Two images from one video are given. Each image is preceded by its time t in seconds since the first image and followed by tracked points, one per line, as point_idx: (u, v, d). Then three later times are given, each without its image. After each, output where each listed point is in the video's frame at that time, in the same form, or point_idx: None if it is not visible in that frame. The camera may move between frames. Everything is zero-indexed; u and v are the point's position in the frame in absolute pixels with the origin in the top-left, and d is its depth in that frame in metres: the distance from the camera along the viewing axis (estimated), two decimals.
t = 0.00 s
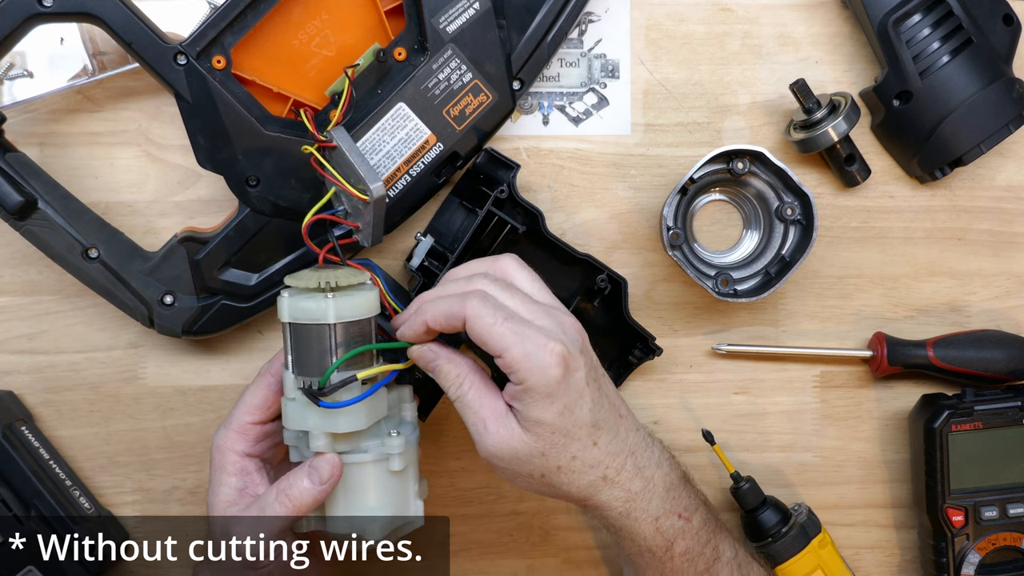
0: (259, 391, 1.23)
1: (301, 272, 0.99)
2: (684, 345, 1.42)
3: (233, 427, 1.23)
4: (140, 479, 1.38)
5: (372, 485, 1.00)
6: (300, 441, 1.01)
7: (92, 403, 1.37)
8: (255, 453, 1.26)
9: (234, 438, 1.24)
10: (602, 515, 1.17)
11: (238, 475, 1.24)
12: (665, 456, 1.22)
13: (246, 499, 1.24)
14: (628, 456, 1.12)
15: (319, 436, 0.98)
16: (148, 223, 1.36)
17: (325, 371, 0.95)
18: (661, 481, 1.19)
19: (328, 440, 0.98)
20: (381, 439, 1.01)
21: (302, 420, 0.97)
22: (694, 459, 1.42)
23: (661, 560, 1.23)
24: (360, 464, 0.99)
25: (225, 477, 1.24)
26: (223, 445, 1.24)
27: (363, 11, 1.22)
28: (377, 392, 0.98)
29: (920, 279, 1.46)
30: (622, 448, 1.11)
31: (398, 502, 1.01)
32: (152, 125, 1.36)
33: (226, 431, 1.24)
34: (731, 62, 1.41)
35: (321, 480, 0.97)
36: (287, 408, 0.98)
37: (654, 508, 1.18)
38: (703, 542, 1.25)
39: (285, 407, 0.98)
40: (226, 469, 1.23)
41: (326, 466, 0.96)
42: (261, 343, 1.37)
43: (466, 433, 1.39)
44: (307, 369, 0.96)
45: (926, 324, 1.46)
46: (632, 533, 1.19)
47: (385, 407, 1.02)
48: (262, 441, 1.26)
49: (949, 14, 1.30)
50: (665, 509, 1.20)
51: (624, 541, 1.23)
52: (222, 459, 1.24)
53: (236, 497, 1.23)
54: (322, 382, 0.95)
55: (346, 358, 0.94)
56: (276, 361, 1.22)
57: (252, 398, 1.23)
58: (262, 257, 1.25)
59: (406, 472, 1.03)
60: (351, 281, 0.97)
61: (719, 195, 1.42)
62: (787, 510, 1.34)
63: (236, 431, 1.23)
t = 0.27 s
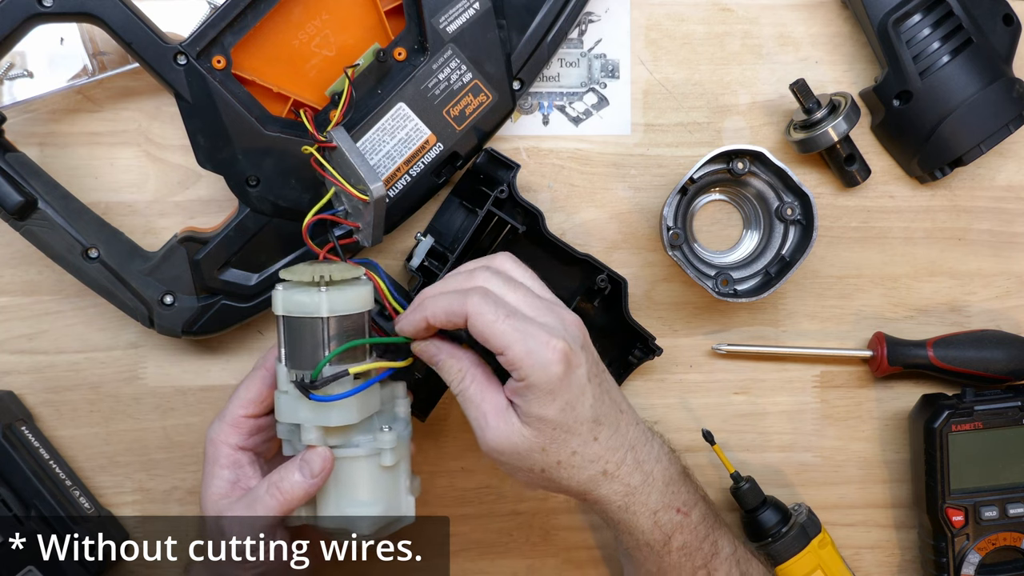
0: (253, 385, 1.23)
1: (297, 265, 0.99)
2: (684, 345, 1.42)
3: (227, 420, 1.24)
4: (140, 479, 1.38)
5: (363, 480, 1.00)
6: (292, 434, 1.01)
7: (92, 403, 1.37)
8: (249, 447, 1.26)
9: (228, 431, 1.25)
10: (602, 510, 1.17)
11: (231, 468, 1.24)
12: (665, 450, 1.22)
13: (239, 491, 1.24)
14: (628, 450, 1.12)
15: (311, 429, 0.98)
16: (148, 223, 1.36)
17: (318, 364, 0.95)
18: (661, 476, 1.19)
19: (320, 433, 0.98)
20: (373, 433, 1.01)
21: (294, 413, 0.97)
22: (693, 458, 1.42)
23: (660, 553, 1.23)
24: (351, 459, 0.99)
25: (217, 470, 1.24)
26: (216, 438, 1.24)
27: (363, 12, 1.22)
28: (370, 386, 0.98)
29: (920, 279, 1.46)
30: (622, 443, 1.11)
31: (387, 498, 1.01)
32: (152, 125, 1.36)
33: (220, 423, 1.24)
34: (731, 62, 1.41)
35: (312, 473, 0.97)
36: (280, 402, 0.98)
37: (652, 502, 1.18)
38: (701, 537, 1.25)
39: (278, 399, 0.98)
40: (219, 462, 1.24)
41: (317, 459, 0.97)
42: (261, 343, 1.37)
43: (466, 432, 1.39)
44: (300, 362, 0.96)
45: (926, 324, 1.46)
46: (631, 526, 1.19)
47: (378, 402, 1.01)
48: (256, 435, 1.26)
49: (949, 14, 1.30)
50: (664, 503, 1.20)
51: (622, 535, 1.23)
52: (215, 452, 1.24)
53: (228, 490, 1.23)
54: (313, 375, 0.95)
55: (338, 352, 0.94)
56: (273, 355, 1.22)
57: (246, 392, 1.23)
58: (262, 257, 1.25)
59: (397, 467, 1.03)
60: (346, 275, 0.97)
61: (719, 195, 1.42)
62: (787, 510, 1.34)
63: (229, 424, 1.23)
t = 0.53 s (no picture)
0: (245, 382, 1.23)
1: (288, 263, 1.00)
2: (684, 345, 1.42)
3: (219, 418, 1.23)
4: (140, 479, 1.38)
5: (360, 474, 1.00)
6: (287, 430, 1.00)
7: (92, 403, 1.37)
8: (243, 444, 1.26)
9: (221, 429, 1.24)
10: (593, 511, 1.17)
11: (226, 466, 1.24)
12: (658, 450, 1.21)
13: (235, 489, 1.23)
14: (617, 452, 1.12)
15: (309, 425, 0.97)
16: (148, 223, 1.36)
17: (313, 361, 0.95)
18: (652, 477, 1.18)
19: (316, 429, 0.97)
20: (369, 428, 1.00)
21: (290, 410, 0.96)
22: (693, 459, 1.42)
23: (651, 555, 1.23)
24: (348, 454, 0.99)
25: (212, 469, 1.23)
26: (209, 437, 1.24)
27: (363, 11, 1.22)
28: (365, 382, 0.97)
29: (920, 279, 1.46)
30: (611, 445, 1.10)
31: (384, 493, 1.01)
32: (152, 125, 1.36)
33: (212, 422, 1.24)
34: (731, 61, 1.41)
35: (308, 468, 0.97)
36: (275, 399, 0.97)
37: (643, 503, 1.18)
38: (694, 537, 1.25)
39: (273, 396, 0.98)
40: (213, 460, 1.23)
41: (314, 455, 0.96)
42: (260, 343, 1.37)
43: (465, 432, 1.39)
44: (295, 359, 0.96)
45: (926, 324, 1.46)
46: (623, 528, 1.19)
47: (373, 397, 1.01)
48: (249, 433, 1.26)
49: (949, 14, 1.30)
50: (654, 504, 1.19)
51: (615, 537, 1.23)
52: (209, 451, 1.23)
53: (223, 488, 1.23)
54: (309, 371, 0.94)
55: (334, 350, 0.94)
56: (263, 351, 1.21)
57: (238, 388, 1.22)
58: (263, 257, 1.25)
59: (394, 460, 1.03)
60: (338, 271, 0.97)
61: (719, 195, 1.42)
62: (787, 510, 1.34)
63: (223, 421, 1.23)
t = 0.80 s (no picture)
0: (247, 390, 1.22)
1: (292, 270, 0.98)
2: (684, 345, 1.42)
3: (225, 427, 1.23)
4: (140, 479, 1.39)
5: (377, 471, 1.01)
6: (297, 435, 1.02)
7: (92, 403, 1.37)
8: (249, 450, 1.25)
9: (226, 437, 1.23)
10: (598, 505, 1.17)
11: (236, 473, 1.23)
12: (665, 445, 1.21)
13: (246, 497, 1.22)
14: (622, 445, 1.11)
15: (327, 430, 0.97)
16: (148, 223, 1.37)
17: (332, 368, 0.95)
18: (658, 472, 1.18)
19: (335, 433, 0.98)
20: (382, 425, 1.02)
21: (308, 416, 0.96)
22: (692, 458, 1.42)
23: (656, 549, 1.22)
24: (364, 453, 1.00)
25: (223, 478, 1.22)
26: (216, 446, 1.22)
27: (363, 11, 1.22)
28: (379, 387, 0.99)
29: (920, 279, 1.46)
30: (616, 438, 1.10)
31: (399, 486, 1.03)
32: (152, 125, 1.36)
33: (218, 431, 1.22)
34: (731, 62, 1.41)
35: (329, 471, 0.97)
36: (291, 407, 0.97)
37: (649, 497, 1.18)
38: (699, 533, 1.25)
39: (288, 404, 0.97)
40: (222, 468, 1.22)
41: (335, 457, 0.97)
42: (261, 343, 1.37)
43: (466, 433, 1.39)
44: (310, 365, 0.95)
45: (926, 324, 1.46)
46: (628, 522, 1.18)
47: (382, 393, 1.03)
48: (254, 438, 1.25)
49: (948, 14, 1.30)
50: (660, 498, 1.19)
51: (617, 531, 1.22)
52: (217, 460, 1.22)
53: (234, 497, 1.22)
54: (330, 377, 0.95)
55: (353, 355, 0.95)
56: (265, 353, 1.21)
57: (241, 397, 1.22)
58: (263, 257, 1.25)
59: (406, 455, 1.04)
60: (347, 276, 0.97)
61: (719, 195, 1.42)
62: (787, 510, 1.34)
63: (229, 429, 1.22)
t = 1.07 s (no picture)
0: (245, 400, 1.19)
1: (285, 277, 0.95)
2: (684, 345, 1.42)
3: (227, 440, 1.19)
4: (140, 479, 1.39)
5: (391, 461, 1.02)
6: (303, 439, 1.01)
7: (92, 403, 1.37)
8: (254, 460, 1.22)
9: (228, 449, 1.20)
10: (598, 506, 1.17)
11: (245, 485, 1.20)
12: (663, 445, 1.22)
13: (261, 507, 1.19)
14: (622, 445, 1.12)
15: (343, 433, 0.97)
16: (148, 223, 1.36)
17: (346, 370, 0.95)
18: (657, 470, 1.19)
19: (350, 434, 0.98)
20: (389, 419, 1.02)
21: (325, 420, 0.96)
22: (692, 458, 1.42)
23: (655, 549, 1.22)
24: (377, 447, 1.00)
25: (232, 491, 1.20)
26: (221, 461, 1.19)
27: (363, 11, 1.22)
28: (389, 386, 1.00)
29: (920, 279, 1.46)
30: (615, 438, 1.10)
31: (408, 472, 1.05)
32: (153, 125, 1.36)
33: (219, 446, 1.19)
34: (731, 62, 1.41)
35: (349, 469, 0.96)
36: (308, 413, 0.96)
37: (648, 497, 1.18)
38: (697, 533, 1.25)
39: (302, 410, 0.96)
40: (230, 482, 1.19)
41: (354, 456, 0.96)
42: (261, 343, 1.37)
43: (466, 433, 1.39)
44: (323, 371, 0.94)
45: (926, 324, 1.46)
46: (627, 522, 1.19)
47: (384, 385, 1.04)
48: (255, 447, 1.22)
49: (948, 14, 1.30)
50: (659, 498, 1.20)
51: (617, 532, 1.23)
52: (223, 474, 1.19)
53: (248, 509, 1.18)
54: (347, 380, 0.94)
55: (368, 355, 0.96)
56: (256, 360, 1.17)
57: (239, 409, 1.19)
58: (263, 257, 1.25)
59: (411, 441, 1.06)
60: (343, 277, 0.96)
61: (719, 195, 1.42)
62: (787, 510, 1.34)
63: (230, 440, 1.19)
